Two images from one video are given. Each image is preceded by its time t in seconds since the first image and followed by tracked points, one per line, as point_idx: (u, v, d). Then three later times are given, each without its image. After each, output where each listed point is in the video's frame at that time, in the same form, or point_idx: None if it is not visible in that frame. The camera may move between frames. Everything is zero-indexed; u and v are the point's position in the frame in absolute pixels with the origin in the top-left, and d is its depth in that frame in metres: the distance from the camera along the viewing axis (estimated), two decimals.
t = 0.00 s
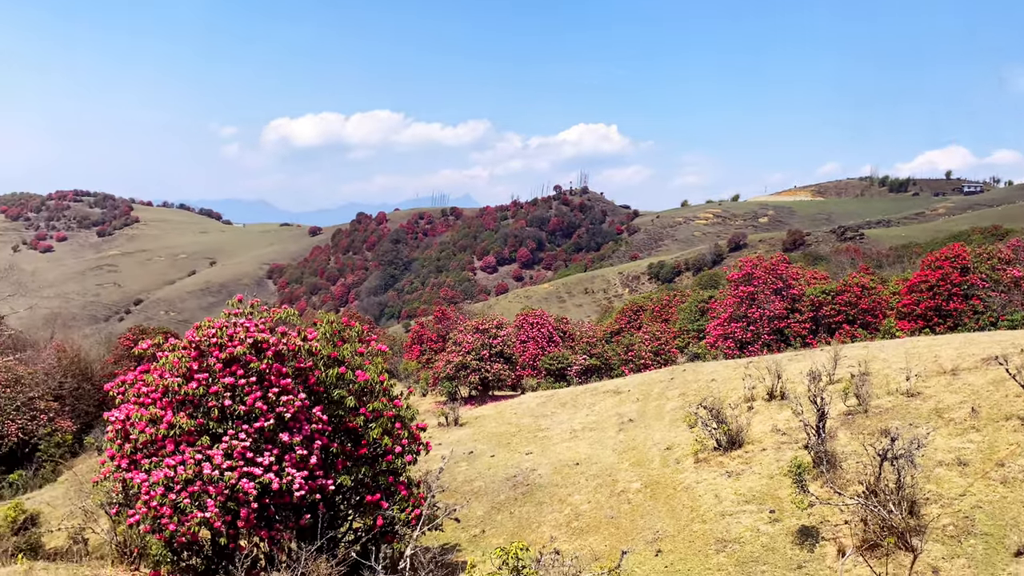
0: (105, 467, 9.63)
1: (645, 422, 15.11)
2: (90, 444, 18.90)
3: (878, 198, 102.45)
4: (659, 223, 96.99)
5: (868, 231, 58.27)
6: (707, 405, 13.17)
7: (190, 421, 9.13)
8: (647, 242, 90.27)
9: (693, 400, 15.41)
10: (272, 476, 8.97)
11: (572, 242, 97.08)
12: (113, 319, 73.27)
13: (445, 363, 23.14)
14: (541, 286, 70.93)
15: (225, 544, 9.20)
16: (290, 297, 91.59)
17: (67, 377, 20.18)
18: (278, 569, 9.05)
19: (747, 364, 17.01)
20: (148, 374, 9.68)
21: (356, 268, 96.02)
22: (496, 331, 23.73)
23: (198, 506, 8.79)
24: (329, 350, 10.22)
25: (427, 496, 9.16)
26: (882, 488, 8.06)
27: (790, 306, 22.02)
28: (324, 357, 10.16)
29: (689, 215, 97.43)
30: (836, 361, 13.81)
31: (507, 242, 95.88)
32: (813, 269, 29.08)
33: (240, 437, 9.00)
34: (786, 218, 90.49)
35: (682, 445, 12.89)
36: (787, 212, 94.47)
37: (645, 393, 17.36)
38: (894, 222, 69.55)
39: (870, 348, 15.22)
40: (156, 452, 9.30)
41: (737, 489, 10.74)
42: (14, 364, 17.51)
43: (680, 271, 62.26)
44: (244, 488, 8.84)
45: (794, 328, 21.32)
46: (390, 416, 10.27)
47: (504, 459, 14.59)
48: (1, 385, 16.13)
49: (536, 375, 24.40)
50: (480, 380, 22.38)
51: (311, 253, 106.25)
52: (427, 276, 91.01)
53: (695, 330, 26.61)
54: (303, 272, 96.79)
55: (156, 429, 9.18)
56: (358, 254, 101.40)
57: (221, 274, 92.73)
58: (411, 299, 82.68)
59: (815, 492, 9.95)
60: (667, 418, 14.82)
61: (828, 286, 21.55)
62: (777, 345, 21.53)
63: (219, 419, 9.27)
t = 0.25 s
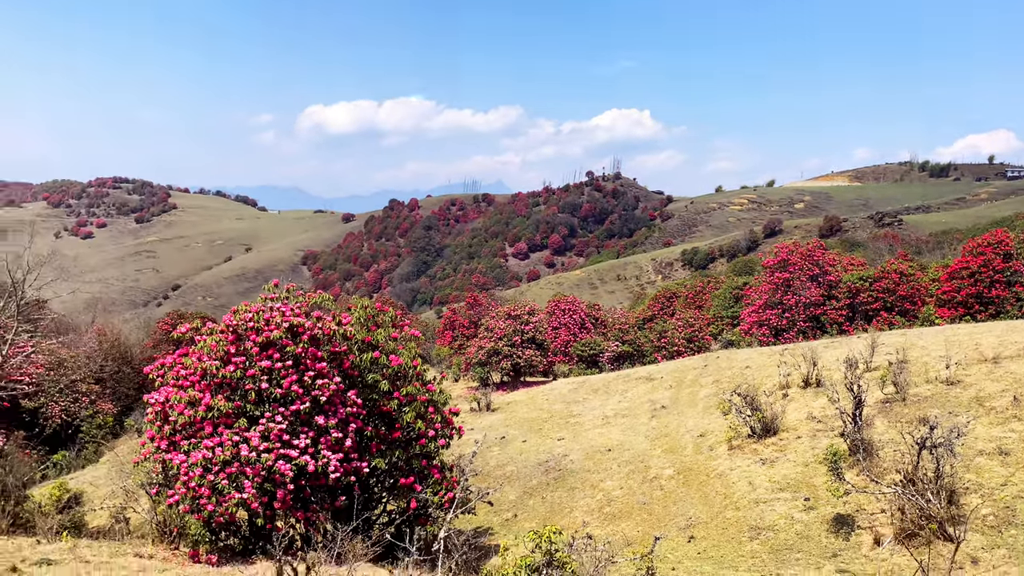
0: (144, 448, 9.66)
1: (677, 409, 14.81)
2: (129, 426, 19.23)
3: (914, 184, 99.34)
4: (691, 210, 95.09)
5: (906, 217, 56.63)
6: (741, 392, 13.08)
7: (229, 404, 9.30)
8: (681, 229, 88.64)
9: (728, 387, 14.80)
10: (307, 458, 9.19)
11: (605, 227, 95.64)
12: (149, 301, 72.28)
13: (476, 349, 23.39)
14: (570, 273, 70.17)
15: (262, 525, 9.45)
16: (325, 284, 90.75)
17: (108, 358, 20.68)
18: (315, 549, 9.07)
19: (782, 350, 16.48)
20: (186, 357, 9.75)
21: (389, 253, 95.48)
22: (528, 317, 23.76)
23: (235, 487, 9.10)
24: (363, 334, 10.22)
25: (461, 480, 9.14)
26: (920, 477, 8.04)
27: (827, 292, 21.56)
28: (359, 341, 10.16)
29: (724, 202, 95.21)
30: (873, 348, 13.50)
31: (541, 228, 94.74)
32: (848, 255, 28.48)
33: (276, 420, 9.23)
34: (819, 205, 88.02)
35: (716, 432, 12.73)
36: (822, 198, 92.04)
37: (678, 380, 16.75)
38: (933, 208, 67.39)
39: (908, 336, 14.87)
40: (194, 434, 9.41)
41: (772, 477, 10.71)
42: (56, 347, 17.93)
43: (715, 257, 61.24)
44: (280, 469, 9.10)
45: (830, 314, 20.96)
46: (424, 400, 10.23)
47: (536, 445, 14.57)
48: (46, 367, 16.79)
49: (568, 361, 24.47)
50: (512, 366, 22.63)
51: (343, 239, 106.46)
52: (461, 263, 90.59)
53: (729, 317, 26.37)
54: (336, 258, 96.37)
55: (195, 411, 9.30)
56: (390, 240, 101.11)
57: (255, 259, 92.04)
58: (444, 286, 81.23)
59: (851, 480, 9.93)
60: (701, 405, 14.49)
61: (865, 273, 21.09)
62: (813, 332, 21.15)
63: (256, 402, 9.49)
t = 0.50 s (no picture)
0: (178, 432, 9.73)
1: (706, 396, 14.58)
2: (163, 410, 19.37)
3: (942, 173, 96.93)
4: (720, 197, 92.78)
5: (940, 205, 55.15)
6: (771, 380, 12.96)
7: (260, 388, 9.35)
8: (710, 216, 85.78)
9: (758, 376, 14.39)
10: (337, 442, 9.21)
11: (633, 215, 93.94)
12: (183, 288, 71.78)
13: (503, 336, 23.13)
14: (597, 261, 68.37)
15: (293, 508, 9.53)
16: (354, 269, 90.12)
17: (143, 344, 20.87)
18: (347, 532, 9.18)
19: (812, 338, 15.79)
20: (219, 342, 9.83)
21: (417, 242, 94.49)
22: (556, 304, 23.10)
23: (267, 470, 9.14)
24: (392, 321, 10.26)
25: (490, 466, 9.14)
26: (954, 467, 7.96)
27: (858, 280, 21.38)
28: (387, 327, 10.21)
29: (757, 188, 92.05)
30: (907, 337, 13.27)
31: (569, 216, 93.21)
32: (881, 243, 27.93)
33: (307, 404, 9.26)
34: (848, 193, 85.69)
35: (745, 421, 12.64)
36: (854, 185, 89.84)
37: (706, 367, 16.31)
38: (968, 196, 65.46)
39: (943, 324, 14.60)
40: (227, 418, 9.47)
41: (802, 466, 10.64)
42: (92, 332, 18.27)
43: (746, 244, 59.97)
44: (311, 453, 9.13)
45: (862, 302, 20.70)
46: (452, 386, 10.24)
47: (564, 432, 14.53)
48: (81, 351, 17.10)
49: (596, 349, 24.46)
50: (540, 353, 22.28)
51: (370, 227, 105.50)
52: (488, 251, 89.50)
53: (760, 305, 25.85)
54: (366, 245, 95.10)
55: (227, 396, 9.34)
56: (418, 229, 99.68)
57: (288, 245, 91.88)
58: (472, 274, 80.10)
59: (882, 469, 9.85)
60: (729, 393, 14.22)
61: (899, 260, 20.69)
62: (844, 321, 20.91)
63: (287, 387, 9.52)
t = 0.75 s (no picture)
0: (215, 413, 9.83)
1: (740, 381, 14.31)
2: (199, 391, 19.55)
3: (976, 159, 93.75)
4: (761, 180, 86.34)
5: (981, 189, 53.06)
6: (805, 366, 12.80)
7: (295, 370, 9.37)
8: (744, 199, 81.29)
9: (792, 362, 14.00)
10: (371, 425, 9.22)
11: (665, 201, 87.57)
12: (217, 275, 70.77)
13: (535, 321, 22.90)
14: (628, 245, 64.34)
15: (327, 489, 9.60)
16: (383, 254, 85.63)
17: (179, 327, 20.71)
18: (380, 514, 9.24)
19: (847, 323, 15.04)
20: (254, 326, 9.89)
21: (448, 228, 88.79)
22: (587, 290, 23.07)
23: (302, 451, 9.18)
24: (424, 305, 10.23)
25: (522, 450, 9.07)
26: (992, 456, 7.84)
27: (896, 266, 20.85)
28: (419, 311, 10.19)
29: (791, 172, 87.52)
30: (947, 323, 12.97)
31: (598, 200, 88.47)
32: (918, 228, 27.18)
33: (340, 387, 9.26)
34: (883, 176, 82.63)
35: (779, 407, 12.49)
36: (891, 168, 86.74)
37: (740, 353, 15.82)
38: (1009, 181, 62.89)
39: (984, 311, 14.26)
40: (262, 400, 9.52)
41: (836, 453, 10.55)
42: (130, 315, 18.53)
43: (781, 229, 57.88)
44: (345, 435, 9.16)
45: (899, 288, 20.34)
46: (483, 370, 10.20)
47: (595, 417, 14.41)
48: (119, 333, 17.41)
49: (627, 335, 23.49)
50: (571, 339, 22.03)
51: (408, 211, 95.82)
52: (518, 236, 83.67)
53: (794, 290, 24.91)
54: (398, 231, 88.77)
55: (263, 377, 9.39)
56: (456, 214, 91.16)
57: (319, 233, 85.83)
58: (501, 258, 76.50)
59: (919, 457, 9.71)
60: (763, 380, 13.91)
61: (938, 246, 20.00)
62: (881, 307, 20.67)
63: (321, 369, 9.53)
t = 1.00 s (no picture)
0: (245, 397, 9.90)
1: (768, 369, 14.07)
2: (229, 376, 19.65)
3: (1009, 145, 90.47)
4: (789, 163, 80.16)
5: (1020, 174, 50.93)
6: (835, 355, 12.60)
7: (323, 355, 9.38)
8: (782, 182, 74.71)
9: (822, 349, 13.77)
10: (398, 409, 9.20)
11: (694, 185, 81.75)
12: (247, 258, 69.85)
13: (560, 307, 21.86)
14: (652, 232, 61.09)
15: (355, 473, 9.64)
16: (412, 240, 81.67)
17: (210, 312, 21.15)
18: (408, 498, 9.27)
19: (879, 312, 14.57)
20: (284, 311, 9.95)
21: (475, 213, 84.93)
22: (614, 276, 21.79)
23: (330, 435, 9.19)
24: (450, 292, 10.17)
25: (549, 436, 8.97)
26: None
27: (929, 254, 20.32)
28: (446, 298, 10.14)
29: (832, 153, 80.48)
30: (983, 312, 12.65)
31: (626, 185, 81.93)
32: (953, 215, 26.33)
33: (368, 372, 9.24)
34: (931, 158, 74.85)
35: (809, 395, 12.32)
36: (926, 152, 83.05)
37: (769, 340, 15.49)
38: None
39: (1022, 300, 13.90)
40: (292, 384, 9.55)
41: (866, 442, 10.43)
42: (161, 300, 18.80)
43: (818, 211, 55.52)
44: (372, 420, 9.17)
45: (932, 277, 19.76)
46: (509, 356, 10.14)
47: (622, 404, 14.29)
48: (151, 318, 17.71)
49: (654, 322, 22.64)
50: (597, 325, 20.96)
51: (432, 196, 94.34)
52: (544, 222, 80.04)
53: (824, 278, 23.86)
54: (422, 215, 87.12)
55: (293, 362, 9.42)
56: (478, 199, 89.63)
57: (346, 217, 84.54)
58: (528, 244, 71.91)
59: (951, 447, 9.56)
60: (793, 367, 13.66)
61: (973, 232, 19.49)
62: (913, 295, 20.14)
63: (349, 354, 9.53)
